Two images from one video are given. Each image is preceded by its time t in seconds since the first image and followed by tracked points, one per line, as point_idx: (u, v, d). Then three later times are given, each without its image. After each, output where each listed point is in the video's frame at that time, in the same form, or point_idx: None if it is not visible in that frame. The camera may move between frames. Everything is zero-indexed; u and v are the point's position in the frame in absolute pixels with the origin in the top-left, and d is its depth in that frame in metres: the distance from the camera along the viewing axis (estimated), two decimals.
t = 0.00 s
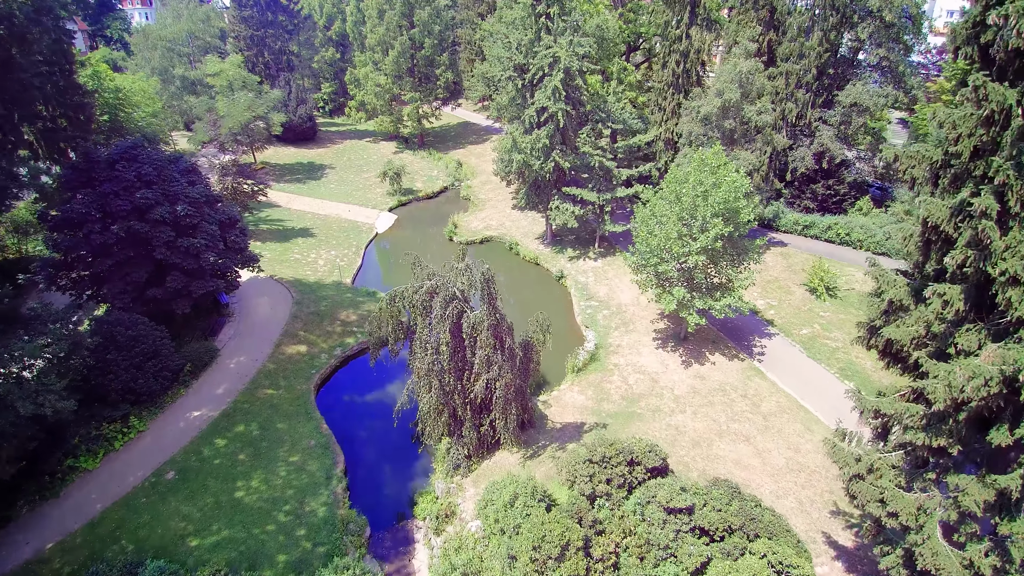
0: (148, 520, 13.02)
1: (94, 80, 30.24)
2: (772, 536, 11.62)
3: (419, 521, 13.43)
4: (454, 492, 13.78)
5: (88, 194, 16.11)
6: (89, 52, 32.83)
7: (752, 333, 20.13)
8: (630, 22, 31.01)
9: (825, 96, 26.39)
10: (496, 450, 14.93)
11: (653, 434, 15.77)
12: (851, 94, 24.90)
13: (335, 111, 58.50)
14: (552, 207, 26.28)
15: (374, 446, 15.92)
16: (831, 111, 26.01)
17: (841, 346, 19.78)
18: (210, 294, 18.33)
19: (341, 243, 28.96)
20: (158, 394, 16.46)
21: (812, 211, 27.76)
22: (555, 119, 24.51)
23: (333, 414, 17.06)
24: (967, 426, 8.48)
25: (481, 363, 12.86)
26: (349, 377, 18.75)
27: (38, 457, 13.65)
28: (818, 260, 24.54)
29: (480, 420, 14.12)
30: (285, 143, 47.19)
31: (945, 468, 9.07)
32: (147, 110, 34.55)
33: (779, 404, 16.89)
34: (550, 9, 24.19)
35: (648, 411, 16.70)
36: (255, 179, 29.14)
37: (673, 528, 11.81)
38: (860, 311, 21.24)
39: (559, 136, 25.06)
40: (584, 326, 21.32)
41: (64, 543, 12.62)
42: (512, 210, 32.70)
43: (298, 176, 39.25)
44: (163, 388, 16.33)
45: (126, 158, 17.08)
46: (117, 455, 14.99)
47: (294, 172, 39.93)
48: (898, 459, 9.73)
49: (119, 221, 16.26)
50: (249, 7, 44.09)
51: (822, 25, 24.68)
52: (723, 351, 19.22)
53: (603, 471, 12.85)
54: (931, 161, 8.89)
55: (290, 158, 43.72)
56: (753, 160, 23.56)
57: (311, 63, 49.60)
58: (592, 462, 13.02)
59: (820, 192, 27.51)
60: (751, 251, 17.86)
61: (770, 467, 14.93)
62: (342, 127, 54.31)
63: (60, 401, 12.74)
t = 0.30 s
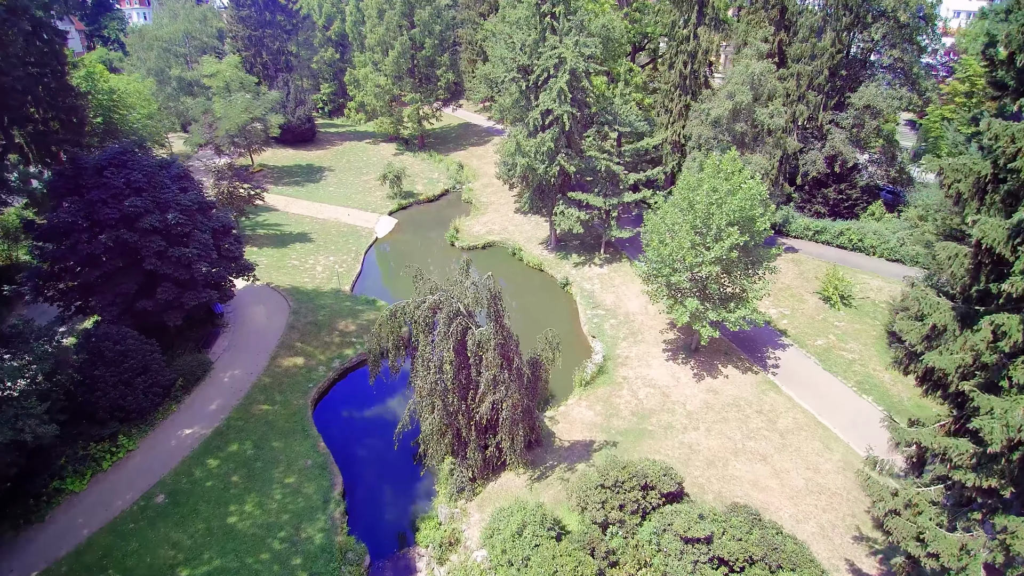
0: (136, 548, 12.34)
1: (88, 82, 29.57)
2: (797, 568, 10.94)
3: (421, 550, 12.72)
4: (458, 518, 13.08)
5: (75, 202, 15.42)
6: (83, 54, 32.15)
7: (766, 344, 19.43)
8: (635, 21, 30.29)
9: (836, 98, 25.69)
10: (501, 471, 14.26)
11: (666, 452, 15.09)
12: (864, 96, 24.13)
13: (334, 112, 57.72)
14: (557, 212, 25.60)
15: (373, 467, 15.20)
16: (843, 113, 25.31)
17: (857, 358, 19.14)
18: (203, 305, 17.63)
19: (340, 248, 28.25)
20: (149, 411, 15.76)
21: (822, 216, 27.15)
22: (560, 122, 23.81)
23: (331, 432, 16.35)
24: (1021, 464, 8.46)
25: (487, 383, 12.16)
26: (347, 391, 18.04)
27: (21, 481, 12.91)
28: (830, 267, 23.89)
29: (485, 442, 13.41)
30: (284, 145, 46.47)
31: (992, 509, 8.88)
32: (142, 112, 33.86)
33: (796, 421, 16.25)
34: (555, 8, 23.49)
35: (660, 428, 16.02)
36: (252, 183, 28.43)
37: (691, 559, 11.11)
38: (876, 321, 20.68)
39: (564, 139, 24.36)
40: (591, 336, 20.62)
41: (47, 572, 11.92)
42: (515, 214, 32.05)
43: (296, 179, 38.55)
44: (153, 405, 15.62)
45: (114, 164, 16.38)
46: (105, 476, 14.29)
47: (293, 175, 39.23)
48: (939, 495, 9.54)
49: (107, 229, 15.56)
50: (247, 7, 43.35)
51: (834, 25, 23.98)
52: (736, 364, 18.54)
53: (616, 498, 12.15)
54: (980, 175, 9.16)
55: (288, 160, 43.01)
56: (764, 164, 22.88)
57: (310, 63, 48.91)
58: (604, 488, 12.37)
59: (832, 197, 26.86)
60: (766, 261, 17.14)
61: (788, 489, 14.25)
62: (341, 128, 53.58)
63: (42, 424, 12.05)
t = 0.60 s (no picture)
0: None
1: (81, 83, 28.87)
2: None
3: None
4: (463, 546, 12.43)
5: (61, 210, 14.76)
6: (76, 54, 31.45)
7: (780, 357, 18.73)
8: (641, 21, 29.60)
9: (849, 100, 25.01)
10: (508, 494, 13.58)
11: (679, 474, 14.41)
12: (878, 98, 23.43)
13: (333, 113, 56.96)
14: (562, 218, 24.88)
15: (373, 488, 14.52)
16: (856, 116, 24.62)
17: (875, 371, 18.47)
18: (196, 318, 16.94)
19: (340, 254, 27.56)
20: (139, 430, 15.07)
21: (834, 221, 26.50)
22: (566, 125, 23.11)
23: (329, 450, 15.66)
24: None
25: (494, 407, 11.44)
26: (346, 406, 17.34)
27: (2, 506, 12.17)
28: (843, 274, 23.24)
29: (491, 466, 12.72)
30: (282, 147, 45.77)
31: None
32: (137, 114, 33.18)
33: (814, 439, 15.59)
34: (560, 7, 22.78)
35: (672, 446, 15.34)
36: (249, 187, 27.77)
37: None
38: (893, 331, 20.12)
39: (569, 142, 23.64)
40: (598, 347, 19.94)
41: None
42: (518, 219, 31.36)
43: (295, 181, 37.84)
44: (143, 423, 14.91)
45: (103, 170, 15.70)
46: (92, 499, 13.59)
47: (291, 178, 38.53)
48: (983, 535, 9.31)
49: (95, 239, 14.91)
50: (244, 6, 42.59)
51: (847, 25, 23.31)
52: (750, 378, 17.86)
53: (630, 526, 11.51)
54: None
55: (287, 162, 42.31)
56: (777, 168, 22.19)
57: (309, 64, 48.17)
58: (618, 514, 11.69)
59: (843, 201, 26.20)
60: (784, 271, 16.44)
61: (808, 512, 13.57)
62: (340, 129, 52.85)
63: (21, 449, 11.35)
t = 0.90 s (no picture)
0: None
1: (74, 85, 28.24)
2: None
3: None
4: None
5: (45, 220, 14.08)
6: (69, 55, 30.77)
7: (796, 371, 18.03)
8: (648, 22, 28.94)
9: (862, 103, 24.36)
10: (514, 520, 12.88)
11: (694, 497, 13.73)
12: (892, 101, 22.69)
13: (333, 115, 56.24)
14: (567, 223, 24.16)
15: (373, 513, 13.83)
16: (869, 119, 23.97)
17: (894, 385, 17.79)
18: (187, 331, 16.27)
19: (339, 260, 26.87)
20: (129, 450, 14.37)
21: (846, 226, 25.92)
22: (572, 128, 22.44)
23: (326, 471, 14.97)
24: None
25: (502, 432, 10.76)
26: (344, 423, 16.65)
27: None
28: (858, 283, 22.57)
29: (499, 492, 12.04)
30: (280, 149, 45.10)
31: None
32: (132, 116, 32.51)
33: (834, 459, 14.90)
34: (566, 7, 22.12)
35: (686, 466, 14.66)
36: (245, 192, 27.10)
37: None
38: (911, 342, 19.44)
39: (575, 146, 22.97)
40: (606, 359, 19.26)
41: None
42: (521, 223, 30.68)
43: (293, 185, 37.15)
44: (133, 443, 14.21)
45: (90, 178, 15.02)
46: (79, 526, 12.84)
47: (289, 181, 37.87)
48: None
49: (81, 250, 14.23)
50: (242, 6, 41.92)
51: (861, 26, 22.66)
52: (765, 393, 17.19)
53: (647, 559, 10.87)
54: None
55: (285, 164, 41.65)
56: (790, 173, 21.52)
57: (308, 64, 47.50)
58: (633, 546, 11.06)
59: (856, 206, 25.53)
60: (801, 283, 15.75)
61: (832, 539, 12.88)
62: (340, 131, 52.18)
63: None
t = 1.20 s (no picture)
0: None
1: (67, 87, 27.60)
2: None
3: None
4: None
5: (27, 231, 13.43)
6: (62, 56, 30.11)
7: (811, 386, 17.34)
8: (654, 21, 28.25)
9: (875, 105, 23.69)
10: (520, 548, 12.23)
11: (709, 522, 13.06)
12: (907, 104, 21.93)
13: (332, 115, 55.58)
14: (573, 229, 23.41)
15: (369, 538, 13.16)
16: (883, 122, 23.32)
17: (913, 400, 17.11)
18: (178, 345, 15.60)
19: (337, 266, 26.21)
20: (116, 471, 13.68)
21: (858, 232, 25.37)
22: (577, 132, 21.79)
23: (321, 493, 14.31)
24: None
25: (508, 461, 10.09)
26: (341, 441, 15.98)
27: None
28: (872, 291, 21.92)
29: (504, 522, 11.36)
30: (279, 151, 44.46)
31: None
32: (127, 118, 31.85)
33: (854, 480, 14.22)
34: (571, 7, 21.45)
35: (700, 488, 13.99)
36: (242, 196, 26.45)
37: None
38: (928, 354, 18.79)
39: (580, 150, 22.31)
40: (614, 372, 18.56)
41: None
42: (524, 228, 30.01)
43: (291, 188, 36.47)
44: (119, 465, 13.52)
45: (75, 186, 14.35)
46: (62, 553, 12.13)
47: (287, 183, 37.24)
48: None
49: (65, 263, 13.58)
50: (239, 6, 41.22)
51: (875, 26, 22.00)
52: (780, 409, 16.52)
53: None
54: None
55: (283, 166, 41.02)
56: (802, 178, 20.87)
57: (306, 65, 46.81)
58: None
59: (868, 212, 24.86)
60: (819, 295, 15.07)
61: (855, 567, 12.22)
62: (339, 132, 51.50)
63: None
